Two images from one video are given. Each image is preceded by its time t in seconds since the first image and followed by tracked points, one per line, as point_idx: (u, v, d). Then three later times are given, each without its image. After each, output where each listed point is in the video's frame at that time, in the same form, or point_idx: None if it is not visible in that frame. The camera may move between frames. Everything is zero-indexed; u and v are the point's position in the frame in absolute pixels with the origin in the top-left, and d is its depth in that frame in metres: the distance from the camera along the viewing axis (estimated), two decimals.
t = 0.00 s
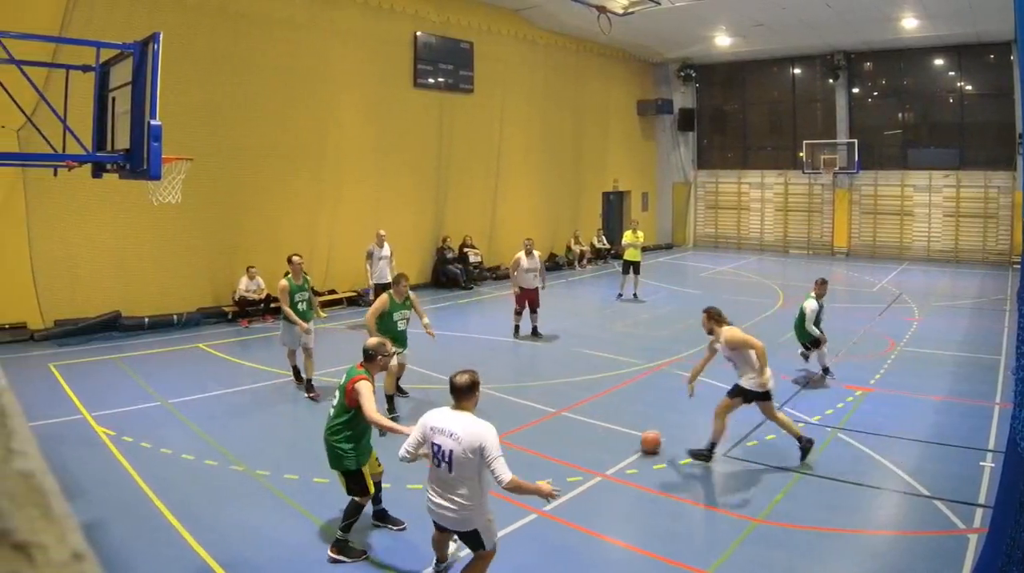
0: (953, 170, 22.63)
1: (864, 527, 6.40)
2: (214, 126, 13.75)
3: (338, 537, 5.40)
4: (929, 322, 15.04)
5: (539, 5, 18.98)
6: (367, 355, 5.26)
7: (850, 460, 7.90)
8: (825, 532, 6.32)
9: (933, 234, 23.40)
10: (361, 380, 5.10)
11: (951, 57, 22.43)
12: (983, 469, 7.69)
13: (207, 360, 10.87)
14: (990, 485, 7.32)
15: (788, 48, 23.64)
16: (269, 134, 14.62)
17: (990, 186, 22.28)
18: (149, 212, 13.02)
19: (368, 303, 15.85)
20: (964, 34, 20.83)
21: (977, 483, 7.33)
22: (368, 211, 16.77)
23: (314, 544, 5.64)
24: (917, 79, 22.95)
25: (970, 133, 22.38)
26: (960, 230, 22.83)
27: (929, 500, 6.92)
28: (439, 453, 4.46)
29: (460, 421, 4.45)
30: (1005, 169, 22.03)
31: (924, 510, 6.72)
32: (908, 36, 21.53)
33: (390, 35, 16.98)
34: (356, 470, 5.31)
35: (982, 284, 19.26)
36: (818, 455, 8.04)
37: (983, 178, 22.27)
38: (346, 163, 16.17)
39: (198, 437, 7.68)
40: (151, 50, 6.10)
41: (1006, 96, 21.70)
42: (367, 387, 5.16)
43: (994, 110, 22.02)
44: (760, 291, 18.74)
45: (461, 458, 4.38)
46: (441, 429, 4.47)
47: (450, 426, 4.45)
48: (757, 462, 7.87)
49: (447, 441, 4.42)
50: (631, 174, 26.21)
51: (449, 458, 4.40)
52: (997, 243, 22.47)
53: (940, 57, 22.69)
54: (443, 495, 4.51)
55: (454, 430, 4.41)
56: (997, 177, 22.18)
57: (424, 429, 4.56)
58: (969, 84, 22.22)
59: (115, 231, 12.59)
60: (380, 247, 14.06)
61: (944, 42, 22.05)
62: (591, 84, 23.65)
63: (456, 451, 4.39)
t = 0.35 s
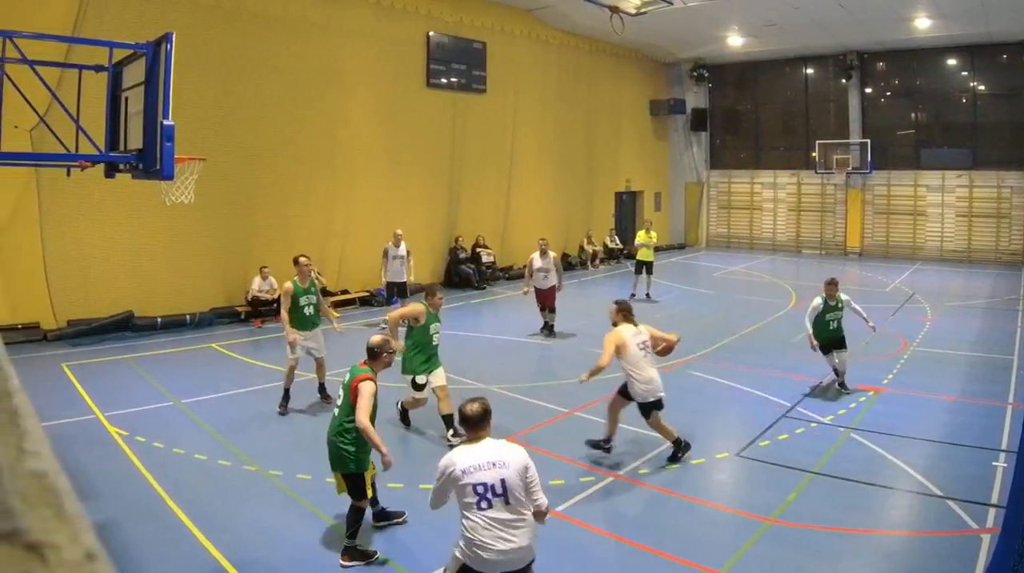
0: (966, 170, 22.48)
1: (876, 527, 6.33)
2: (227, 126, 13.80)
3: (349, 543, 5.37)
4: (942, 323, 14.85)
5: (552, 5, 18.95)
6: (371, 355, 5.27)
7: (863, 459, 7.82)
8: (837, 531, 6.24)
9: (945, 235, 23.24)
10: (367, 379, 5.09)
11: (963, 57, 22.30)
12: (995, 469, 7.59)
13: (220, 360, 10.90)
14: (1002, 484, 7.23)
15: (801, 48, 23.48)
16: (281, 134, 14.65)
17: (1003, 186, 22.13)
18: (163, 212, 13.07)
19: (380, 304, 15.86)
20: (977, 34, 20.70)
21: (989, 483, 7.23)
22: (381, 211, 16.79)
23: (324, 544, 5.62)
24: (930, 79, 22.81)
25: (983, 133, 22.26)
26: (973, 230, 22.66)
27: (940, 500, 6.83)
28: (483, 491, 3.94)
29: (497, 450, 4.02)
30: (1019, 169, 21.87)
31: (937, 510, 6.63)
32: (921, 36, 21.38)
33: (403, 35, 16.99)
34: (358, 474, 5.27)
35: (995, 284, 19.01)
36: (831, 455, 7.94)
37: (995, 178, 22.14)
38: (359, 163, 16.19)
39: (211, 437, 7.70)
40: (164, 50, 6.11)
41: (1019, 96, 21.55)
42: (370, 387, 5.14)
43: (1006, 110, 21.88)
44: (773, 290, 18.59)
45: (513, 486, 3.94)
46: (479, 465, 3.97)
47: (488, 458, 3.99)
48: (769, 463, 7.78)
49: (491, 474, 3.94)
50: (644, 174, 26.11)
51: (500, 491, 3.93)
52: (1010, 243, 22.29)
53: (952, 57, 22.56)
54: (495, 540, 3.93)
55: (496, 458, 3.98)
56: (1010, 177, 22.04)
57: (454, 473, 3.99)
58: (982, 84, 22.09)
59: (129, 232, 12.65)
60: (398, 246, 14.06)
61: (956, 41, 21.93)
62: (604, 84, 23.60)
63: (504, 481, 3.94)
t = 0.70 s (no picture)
0: (980, 169, 22.28)
1: (890, 526, 6.25)
2: (242, 127, 13.85)
3: (356, 545, 5.34)
4: (957, 322, 14.66)
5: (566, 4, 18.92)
6: (370, 351, 5.23)
7: (878, 459, 7.71)
8: (852, 531, 6.16)
9: (959, 235, 23.05)
10: (376, 375, 5.05)
11: (977, 57, 22.14)
12: (1011, 469, 7.48)
13: (233, 360, 10.95)
14: (1017, 485, 7.12)
15: (814, 48, 23.33)
16: (295, 134, 14.70)
17: (1018, 186, 21.91)
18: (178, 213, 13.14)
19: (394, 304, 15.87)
20: (991, 34, 20.53)
21: (1006, 483, 7.11)
22: (394, 211, 16.81)
23: (335, 543, 5.61)
24: (943, 79, 22.64)
25: (997, 133, 22.07)
26: (987, 230, 22.45)
27: (955, 500, 6.73)
28: (583, 490, 3.62)
29: (590, 445, 3.71)
30: None
31: (952, 510, 6.53)
32: (935, 36, 21.23)
33: (417, 35, 17.00)
34: (365, 472, 5.21)
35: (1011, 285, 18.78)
36: (845, 455, 7.83)
37: (1010, 178, 21.92)
38: (373, 163, 16.21)
39: (224, 437, 7.72)
40: (178, 50, 6.13)
41: None
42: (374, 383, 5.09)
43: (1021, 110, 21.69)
44: (786, 290, 18.44)
45: (613, 481, 3.66)
46: (575, 463, 3.64)
47: (584, 454, 3.67)
48: (784, 463, 7.68)
49: (590, 471, 3.63)
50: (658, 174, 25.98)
51: (600, 489, 3.62)
52: None
53: (966, 57, 22.40)
54: (599, 545, 3.59)
55: (593, 453, 3.67)
56: None
57: (550, 474, 3.63)
58: (996, 84, 21.92)
59: (145, 232, 12.72)
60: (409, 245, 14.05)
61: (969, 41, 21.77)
62: (618, 84, 23.52)
63: (603, 478, 3.64)
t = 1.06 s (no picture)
0: (994, 169, 22.14)
1: (903, 526, 6.17)
2: (256, 127, 13.90)
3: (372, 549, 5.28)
4: (971, 322, 14.49)
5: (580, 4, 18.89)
6: (366, 344, 5.11)
7: (893, 459, 7.62)
8: (866, 531, 6.08)
9: (973, 235, 22.90)
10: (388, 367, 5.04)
11: (991, 57, 22.04)
12: None
13: (247, 360, 10.99)
14: None
15: (828, 48, 23.22)
16: (309, 134, 14.73)
17: None
18: (193, 213, 13.20)
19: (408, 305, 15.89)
20: (1005, 34, 20.42)
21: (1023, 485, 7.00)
22: (408, 211, 16.81)
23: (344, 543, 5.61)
24: (957, 79, 22.53)
25: (1012, 133, 21.92)
26: (1002, 230, 22.27)
27: (969, 501, 6.64)
28: (688, 520, 3.45)
29: (684, 473, 3.56)
30: None
31: (966, 510, 6.44)
32: (948, 36, 21.14)
33: (431, 36, 17.01)
34: (375, 473, 5.12)
35: None
36: (859, 455, 7.74)
37: None
38: (386, 163, 16.22)
39: (238, 437, 7.73)
40: (192, 50, 6.14)
41: None
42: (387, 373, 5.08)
43: None
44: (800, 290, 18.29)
45: (712, 508, 3.54)
46: (676, 492, 3.46)
47: (681, 482, 3.51)
48: (799, 463, 7.58)
49: (691, 499, 3.47)
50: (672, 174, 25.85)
51: (703, 517, 3.48)
52: None
53: (980, 57, 22.30)
54: None
55: (690, 480, 3.52)
56: None
57: (653, 506, 3.41)
58: (1010, 84, 21.80)
59: (160, 232, 12.78)
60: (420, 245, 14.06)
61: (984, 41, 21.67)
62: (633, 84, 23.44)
63: (702, 506, 3.51)
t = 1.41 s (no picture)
0: (1008, 169, 21.99)
1: (919, 526, 6.08)
2: (270, 127, 13.92)
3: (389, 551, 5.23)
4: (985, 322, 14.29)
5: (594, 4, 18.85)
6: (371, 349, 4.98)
7: (908, 460, 7.51)
8: (881, 531, 6.00)
9: (987, 235, 22.76)
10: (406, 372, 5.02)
11: (1006, 57, 21.85)
12: None
13: (261, 360, 11.03)
14: None
15: (841, 48, 23.05)
16: (323, 134, 14.76)
17: None
18: (207, 214, 13.25)
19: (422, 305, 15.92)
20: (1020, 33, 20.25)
21: None
22: (421, 210, 16.83)
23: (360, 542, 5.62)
24: (972, 79, 22.35)
25: None
26: (1016, 230, 22.14)
27: (983, 501, 6.54)
28: (772, 511, 3.58)
29: (765, 463, 3.68)
30: None
31: (981, 510, 6.35)
32: (962, 36, 21.00)
33: (445, 36, 17.00)
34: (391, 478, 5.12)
35: None
36: (874, 455, 7.64)
37: None
38: (400, 163, 16.24)
39: (250, 437, 7.75)
40: (205, 50, 6.14)
41: None
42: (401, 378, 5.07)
43: None
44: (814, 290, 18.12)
45: (790, 497, 3.68)
46: (762, 484, 3.57)
47: (766, 473, 3.62)
48: (813, 462, 7.49)
49: (776, 489, 3.60)
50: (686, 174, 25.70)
51: (784, 505, 3.63)
52: None
53: (994, 57, 22.11)
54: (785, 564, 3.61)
55: (772, 471, 3.64)
56: None
57: (746, 499, 3.49)
58: None
59: (176, 232, 12.85)
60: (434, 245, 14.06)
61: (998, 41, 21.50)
62: (647, 83, 23.36)
63: (783, 495, 3.65)
